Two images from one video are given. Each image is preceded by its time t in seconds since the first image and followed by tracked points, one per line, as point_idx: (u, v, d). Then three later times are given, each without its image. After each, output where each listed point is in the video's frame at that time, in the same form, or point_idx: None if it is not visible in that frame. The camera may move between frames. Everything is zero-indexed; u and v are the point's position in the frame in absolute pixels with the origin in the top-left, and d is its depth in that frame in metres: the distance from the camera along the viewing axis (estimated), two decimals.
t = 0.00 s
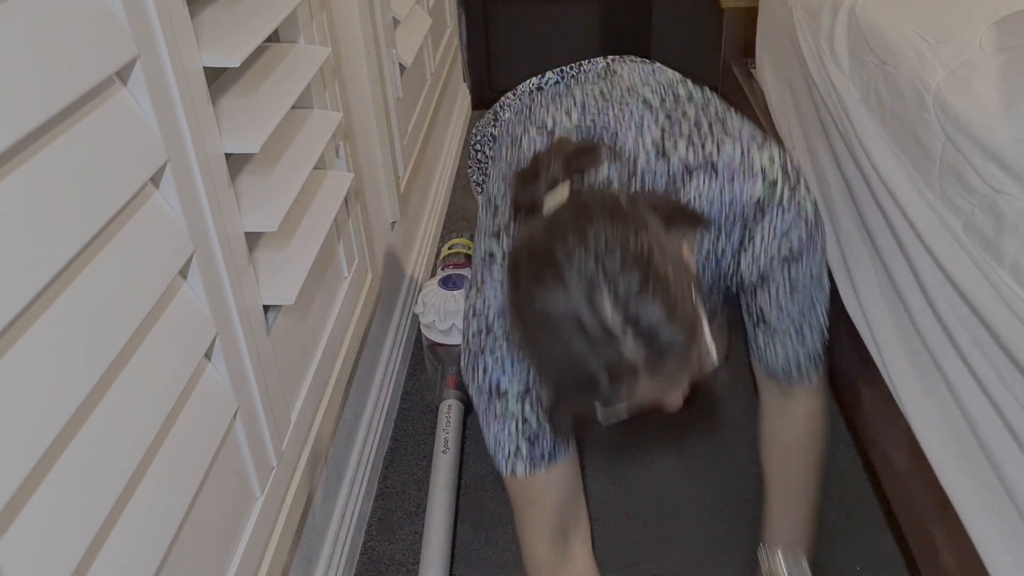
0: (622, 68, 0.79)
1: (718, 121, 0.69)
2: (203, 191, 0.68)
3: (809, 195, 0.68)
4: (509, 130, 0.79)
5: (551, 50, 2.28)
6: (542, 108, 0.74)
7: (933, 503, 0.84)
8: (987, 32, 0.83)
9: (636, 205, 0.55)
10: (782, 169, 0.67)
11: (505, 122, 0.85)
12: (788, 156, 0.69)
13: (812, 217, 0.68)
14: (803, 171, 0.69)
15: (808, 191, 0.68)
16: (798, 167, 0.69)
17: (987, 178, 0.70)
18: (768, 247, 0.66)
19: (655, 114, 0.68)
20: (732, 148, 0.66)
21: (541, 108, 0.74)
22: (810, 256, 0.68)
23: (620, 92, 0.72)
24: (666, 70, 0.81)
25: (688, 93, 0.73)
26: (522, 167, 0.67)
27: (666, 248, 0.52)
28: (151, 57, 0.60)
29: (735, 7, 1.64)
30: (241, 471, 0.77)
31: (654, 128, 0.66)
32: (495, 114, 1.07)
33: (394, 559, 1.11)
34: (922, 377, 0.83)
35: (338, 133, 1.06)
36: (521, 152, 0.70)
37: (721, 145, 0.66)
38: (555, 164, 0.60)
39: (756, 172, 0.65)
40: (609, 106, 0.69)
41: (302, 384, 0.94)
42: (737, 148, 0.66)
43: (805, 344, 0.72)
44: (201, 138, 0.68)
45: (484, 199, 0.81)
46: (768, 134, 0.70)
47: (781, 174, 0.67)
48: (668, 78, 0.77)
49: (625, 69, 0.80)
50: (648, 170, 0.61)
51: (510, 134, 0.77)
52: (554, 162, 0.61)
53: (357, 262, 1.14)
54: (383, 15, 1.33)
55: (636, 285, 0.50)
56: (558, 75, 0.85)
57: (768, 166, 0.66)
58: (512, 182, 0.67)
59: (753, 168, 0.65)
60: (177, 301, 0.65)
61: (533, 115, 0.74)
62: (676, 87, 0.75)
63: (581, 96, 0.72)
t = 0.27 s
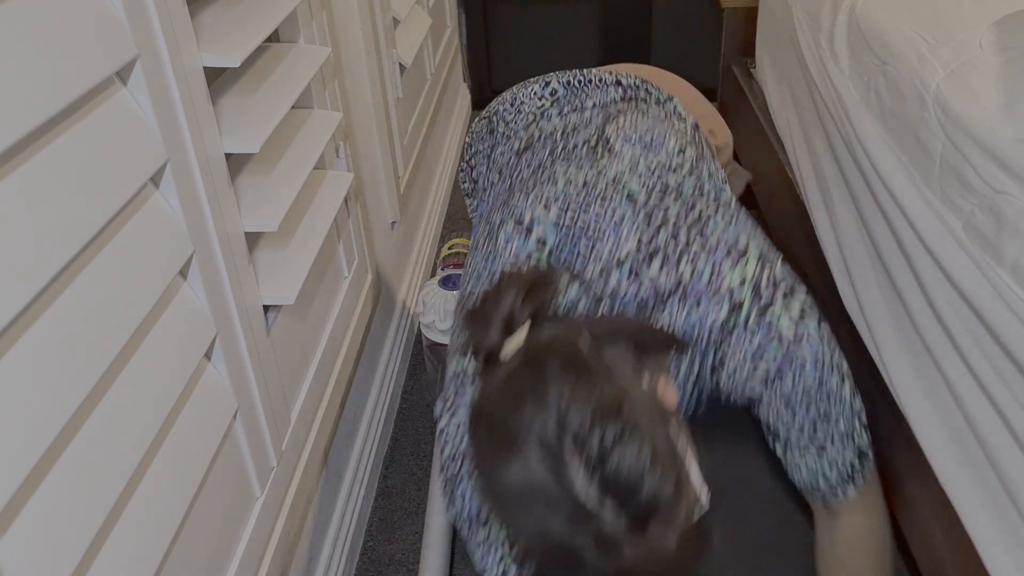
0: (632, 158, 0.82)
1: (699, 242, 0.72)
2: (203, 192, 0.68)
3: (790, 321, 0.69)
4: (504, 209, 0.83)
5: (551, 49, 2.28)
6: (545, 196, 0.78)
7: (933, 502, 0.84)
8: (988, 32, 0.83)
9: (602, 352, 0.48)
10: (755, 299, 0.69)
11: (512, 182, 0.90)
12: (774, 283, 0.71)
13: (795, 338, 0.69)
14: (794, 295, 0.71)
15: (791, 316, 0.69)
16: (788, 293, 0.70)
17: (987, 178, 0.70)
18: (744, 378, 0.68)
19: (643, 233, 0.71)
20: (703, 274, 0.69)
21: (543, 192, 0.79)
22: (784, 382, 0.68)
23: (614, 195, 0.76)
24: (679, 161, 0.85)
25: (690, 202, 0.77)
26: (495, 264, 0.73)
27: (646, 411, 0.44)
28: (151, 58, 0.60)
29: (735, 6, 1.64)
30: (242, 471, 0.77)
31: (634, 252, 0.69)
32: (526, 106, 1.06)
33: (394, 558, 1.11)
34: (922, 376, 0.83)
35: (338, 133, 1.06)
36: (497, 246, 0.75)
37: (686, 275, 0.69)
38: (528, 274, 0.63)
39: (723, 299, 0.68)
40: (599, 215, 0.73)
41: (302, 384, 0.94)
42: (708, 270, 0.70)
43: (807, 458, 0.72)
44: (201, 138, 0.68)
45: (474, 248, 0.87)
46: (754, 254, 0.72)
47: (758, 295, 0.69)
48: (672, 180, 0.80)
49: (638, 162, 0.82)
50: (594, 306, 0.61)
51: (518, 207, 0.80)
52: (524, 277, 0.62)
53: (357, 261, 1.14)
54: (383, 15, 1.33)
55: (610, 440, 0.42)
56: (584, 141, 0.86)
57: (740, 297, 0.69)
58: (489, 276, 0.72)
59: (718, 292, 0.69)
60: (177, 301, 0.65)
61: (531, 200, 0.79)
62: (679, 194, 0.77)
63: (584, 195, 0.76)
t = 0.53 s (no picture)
0: (636, 195, 0.82)
1: (700, 304, 0.72)
2: (202, 191, 0.68)
3: (787, 391, 0.70)
4: (491, 237, 0.83)
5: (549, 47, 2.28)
6: (541, 233, 0.78)
7: (934, 502, 0.84)
8: (988, 29, 0.82)
9: (584, 438, 0.61)
10: (751, 372, 0.71)
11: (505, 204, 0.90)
12: (776, 351, 0.71)
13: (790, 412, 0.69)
14: (800, 362, 0.71)
15: (792, 382, 0.70)
16: (790, 360, 0.71)
17: (987, 176, 0.70)
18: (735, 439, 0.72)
19: (640, 286, 0.73)
20: (699, 338, 0.72)
21: (538, 226, 0.78)
22: (779, 456, 0.71)
23: (614, 240, 0.76)
24: (686, 202, 0.85)
25: (696, 254, 0.76)
26: (489, 309, 0.76)
27: (627, 486, 0.58)
28: (149, 56, 0.59)
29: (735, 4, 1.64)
30: (241, 470, 0.77)
31: (628, 311, 0.72)
32: (524, 119, 1.05)
33: (392, 558, 1.11)
34: (921, 374, 0.83)
35: (337, 132, 1.06)
36: (483, 281, 0.78)
37: (684, 343, 0.72)
38: (523, 365, 0.66)
39: (715, 369, 0.71)
40: (595, 263, 0.74)
41: (301, 383, 0.94)
42: (705, 334, 0.72)
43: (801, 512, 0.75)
44: (200, 136, 0.68)
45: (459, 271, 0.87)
46: (756, 321, 0.72)
47: (754, 367, 0.71)
48: (680, 224, 0.79)
49: (643, 200, 0.81)
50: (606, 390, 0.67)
51: (508, 239, 0.79)
52: (519, 368, 0.66)
53: (356, 260, 1.14)
54: (382, 13, 1.33)
55: (603, 529, 0.56)
56: (586, 171, 0.86)
57: (735, 368, 0.71)
58: (485, 321, 0.76)
59: (712, 361, 0.71)
60: (176, 299, 0.65)
61: (524, 231, 0.79)
62: (686, 243, 0.77)
63: (582, 238, 0.76)
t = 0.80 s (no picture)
0: (683, 229, 0.83)
1: (729, 357, 0.71)
2: (202, 192, 0.68)
3: (808, 458, 0.68)
4: (528, 250, 0.83)
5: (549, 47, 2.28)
6: (581, 253, 0.79)
7: (935, 503, 0.84)
8: (988, 29, 0.82)
9: (577, 483, 0.60)
10: (774, 436, 0.69)
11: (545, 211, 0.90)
12: (802, 416, 0.69)
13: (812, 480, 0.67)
14: (828, 425, 0.69)
15: (816, 450, 0.68)
16: (817, 425, 0.69)
17: (987, 176, 0.70)
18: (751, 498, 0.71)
19: (671, 330, 0.72)
20: (726, 392, 0.70)
21: (579, 245, 0.80)
22: (802, 525, 0.68)
23: (651, 274, 0.76)
24: (735, 243, 0.85)
25: (734, 301, 0.75)
26: (512, 327, 0.75)
27: (616, 531, 0.58)
28: (149, 56, 0.59)
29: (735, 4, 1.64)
30: (241, 470, 0.77)
31: (653, 355, 0.72)
32: (576, 134, 1.04)
33: (392, 558, 1.11)
34: (921, 374, 0.83)
35: (337, 132, 1.06)
36: (512, 295, 0.77)
37: (708, 396, 0.71)
38: (518, 403, 0.65)
39: (736, 430, 0.70)
40: (629, 294, 0.75)
41: (301, 383, 0.94)
42: (730, 390, 0.70)
43: None
44: (200, 136, 0.68)
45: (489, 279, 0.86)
46: (784, 381, 0.71)
47: (778, 432, 0.69)
48: (724, 268, 0.79)
49: (690, 234, 0.82)
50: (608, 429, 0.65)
51: (546, 256, 0.80)
52: (516, 405, 0.65)
53: (356, 260, 1.14)
54: (382, 13, 1.33)
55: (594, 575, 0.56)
56: (637, 198, 0.87)
57: (757, 430, 0.69)
58: (506, 339, 0.75)
59: (733, 420, 0.70)
60: (176, 299, 0.65)
61: (563, 250, 0.80)
62: (724, 289, 0.76)
63: (622, 266, 0.77)
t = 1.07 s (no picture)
0: (728, 275, 0.80)
1: (748, 431, 0.68)
2: (202, 192, 0.68)
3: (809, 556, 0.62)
4: (569, 268, 0.84)
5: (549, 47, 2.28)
6: (620, 282, 0.79)
7: (936, 503, 0.85)
8: (988, 29, 0.82)
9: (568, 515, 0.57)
10: (780, 525, 0.64)
11: (589, 228, 0.92)
12: (812, 510, 0.64)
13: None
14: (844, 522, 0.63)
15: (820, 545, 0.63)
16: (828, 519, 0.64)
17: (987, 176, 0.70)
18: None
19: (693, 391, 0.71)
20: (739, 471, 0.67)
21: (620, 274, 0.79)
22: None
23: (687, 325, 0.74)
24: (781, 296, 0.81)
25: (766, 369, 0.71)
26: (542, 347, 0.76)
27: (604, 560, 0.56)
28: (149, 56, 0.59)
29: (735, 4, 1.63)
30: (241, 470, 0.77)
31: (671, 415, 0.70)
32: (625, 148, 1.02)
33: (392, 558, 1.11)
34: (922, 374, 0.83)
35: (337, 131, 1.06)
36: (548, 314, 0.78)
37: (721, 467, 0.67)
38: (524, 425, 0.64)
39: (742, 515, 0.65)
40: (661, 341, 0.74)
41: (301, 382, 0.94)
42: (744, 470, 0.66)
43: None
44: (201, 136, 0.68)
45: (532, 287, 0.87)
46: (801, 469, 0.66)
47: (785, 522, 0.64)
48: (765, 328, 0.75)
49: (737, 281, 0.80)
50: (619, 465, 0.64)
51: (587, 279, 0.80)
52: (522, 428, 0.64)
53: (356, 260, 1.14)
54: (382, 13, 1.33)
55: None
56: (685, 225, 0.87)
57: (762, 519, 0.65)
58: (532, 357, 0.76)
59: (741, 504, 0.66)
60: (176, 299, 0.64)
61: (604, 274, 0.80)
62: (759, 352, 0.73)
63: (660, 307, 0.76)
